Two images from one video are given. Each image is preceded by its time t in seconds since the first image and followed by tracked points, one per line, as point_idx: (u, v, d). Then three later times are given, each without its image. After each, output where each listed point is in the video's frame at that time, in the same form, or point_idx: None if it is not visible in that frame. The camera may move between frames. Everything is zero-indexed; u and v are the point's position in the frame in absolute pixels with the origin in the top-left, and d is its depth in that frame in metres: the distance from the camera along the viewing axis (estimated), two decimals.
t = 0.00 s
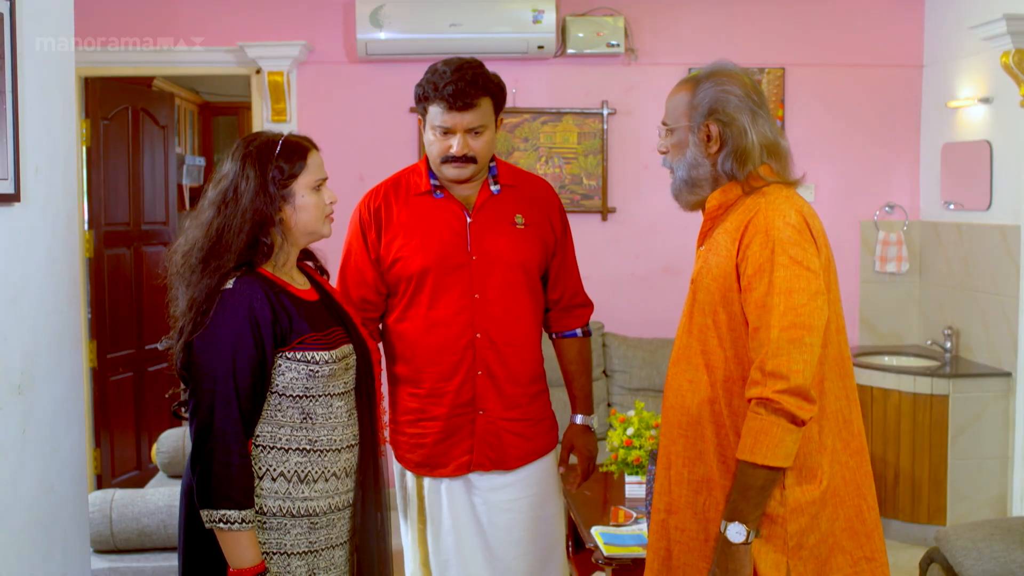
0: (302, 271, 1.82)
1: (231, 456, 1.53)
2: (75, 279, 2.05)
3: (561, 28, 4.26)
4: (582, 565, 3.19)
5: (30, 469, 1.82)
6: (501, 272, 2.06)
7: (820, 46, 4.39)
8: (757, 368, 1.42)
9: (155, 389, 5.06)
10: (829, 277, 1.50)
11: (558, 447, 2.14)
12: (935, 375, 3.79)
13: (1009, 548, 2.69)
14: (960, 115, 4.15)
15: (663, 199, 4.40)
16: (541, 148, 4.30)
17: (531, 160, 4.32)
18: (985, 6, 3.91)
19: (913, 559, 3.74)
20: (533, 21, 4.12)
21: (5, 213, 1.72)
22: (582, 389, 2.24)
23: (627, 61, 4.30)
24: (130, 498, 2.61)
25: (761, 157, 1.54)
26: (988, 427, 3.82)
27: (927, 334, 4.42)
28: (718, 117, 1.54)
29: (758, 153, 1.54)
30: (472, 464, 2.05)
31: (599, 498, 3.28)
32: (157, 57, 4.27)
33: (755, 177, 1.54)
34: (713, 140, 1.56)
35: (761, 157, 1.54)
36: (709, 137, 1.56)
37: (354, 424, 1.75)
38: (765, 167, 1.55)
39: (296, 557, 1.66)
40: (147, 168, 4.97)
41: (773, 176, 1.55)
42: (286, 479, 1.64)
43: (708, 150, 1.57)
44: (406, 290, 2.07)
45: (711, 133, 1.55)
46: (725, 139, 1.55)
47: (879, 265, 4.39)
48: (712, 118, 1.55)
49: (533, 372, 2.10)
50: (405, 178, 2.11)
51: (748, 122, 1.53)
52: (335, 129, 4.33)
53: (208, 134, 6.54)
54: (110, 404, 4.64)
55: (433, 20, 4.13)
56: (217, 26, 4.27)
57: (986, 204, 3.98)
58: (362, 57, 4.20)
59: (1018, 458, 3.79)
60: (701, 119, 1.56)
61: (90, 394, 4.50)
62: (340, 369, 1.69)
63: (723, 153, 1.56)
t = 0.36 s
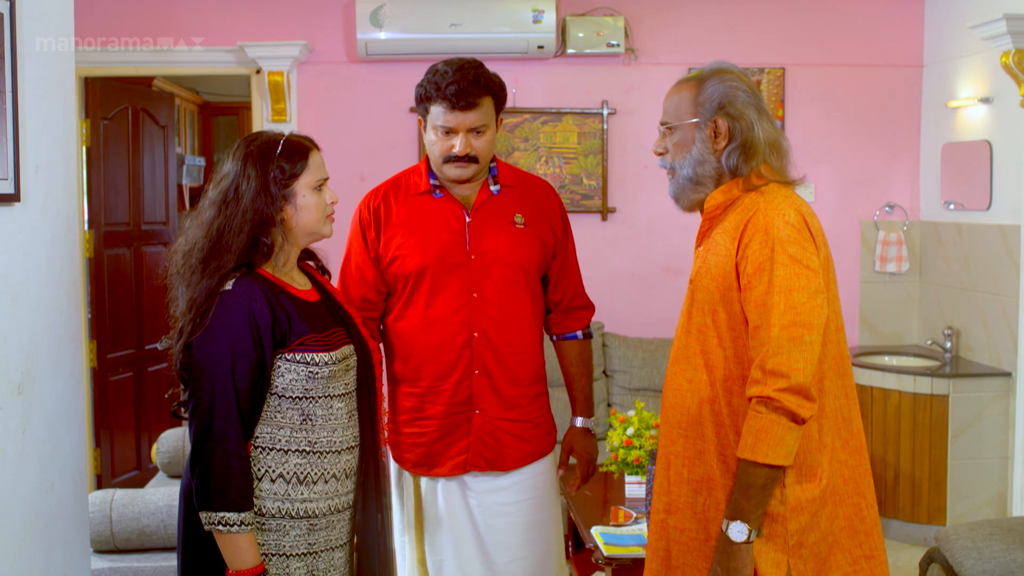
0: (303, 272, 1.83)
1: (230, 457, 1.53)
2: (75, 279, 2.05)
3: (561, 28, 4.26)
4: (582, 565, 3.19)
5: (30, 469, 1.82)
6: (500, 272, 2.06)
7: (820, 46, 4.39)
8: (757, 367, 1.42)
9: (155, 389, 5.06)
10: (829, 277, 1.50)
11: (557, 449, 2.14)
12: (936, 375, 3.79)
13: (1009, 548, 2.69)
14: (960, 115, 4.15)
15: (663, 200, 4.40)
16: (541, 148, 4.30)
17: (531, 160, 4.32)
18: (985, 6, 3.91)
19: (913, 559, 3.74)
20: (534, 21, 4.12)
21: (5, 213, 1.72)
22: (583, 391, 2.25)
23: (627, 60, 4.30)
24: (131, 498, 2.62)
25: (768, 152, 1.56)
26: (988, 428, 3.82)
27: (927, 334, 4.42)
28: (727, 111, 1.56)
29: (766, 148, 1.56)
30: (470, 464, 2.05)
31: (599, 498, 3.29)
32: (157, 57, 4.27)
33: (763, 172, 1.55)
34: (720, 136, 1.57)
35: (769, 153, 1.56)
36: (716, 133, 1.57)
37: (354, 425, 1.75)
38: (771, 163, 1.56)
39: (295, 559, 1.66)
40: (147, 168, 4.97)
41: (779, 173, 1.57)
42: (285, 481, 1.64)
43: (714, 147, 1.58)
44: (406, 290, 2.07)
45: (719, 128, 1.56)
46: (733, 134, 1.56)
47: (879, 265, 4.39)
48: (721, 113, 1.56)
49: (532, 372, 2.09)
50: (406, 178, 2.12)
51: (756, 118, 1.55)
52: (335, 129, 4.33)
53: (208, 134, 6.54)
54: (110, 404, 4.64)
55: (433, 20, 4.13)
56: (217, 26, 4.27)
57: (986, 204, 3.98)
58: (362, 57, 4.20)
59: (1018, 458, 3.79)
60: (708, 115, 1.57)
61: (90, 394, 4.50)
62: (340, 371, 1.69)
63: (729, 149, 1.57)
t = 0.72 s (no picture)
0: (304, 273, 1.83)
1: (229, 461, 1.53)
2: (75, 279, 2.05)
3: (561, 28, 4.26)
4: (582, 565, 3.19)
5: (30, 469, 1.82)
6: (500, 272, 2.06)
7: (820, 46, 4.38)
8: (757, 366, 1.42)
9: (155, 389, 5.06)
10: (828, 276, 1.50)
11: (558, 451, 2.13)
12: (936, 375, 3.79)
13: (1009, 548, 2.69)
14: (960, 115, 4.14)
15: (663, 200, 4.40)
16: (541, 148, 4.30)
17: (531, 160, 4.32)
18: (985, 6, 3.91)
19: (913, 559, 3.74)
20: (534, 21, 4.12)
21: (5, 214, 1.72)
22: (590, 391, 2.24)
23: (627, 60, 4.30)
24: (131, 498, 2.63)
25: (770, 150, 1.57)
26: (987, 428, 3.82)
27: (927, 334, 4.42)
28: (730, 110, 1.56)
29: (768, 145, 1.57)
30: (469, 464, 2.05)
31: (599, 498, 3.29)
32: (157, 57, 4.27)
33: (767, 169, 1.55)
34: (724, 134, 1.57)
35: (772, 150, 1.57)
36: (719, 132, 1.57)
37: (354, 429, 1.75)
38: (773, 161, 1.57)
39: (294, 563, 1.66)
40: (147, 168, 4.97)
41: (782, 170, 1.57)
42: (284, 484, 1.64)
43: (717, 145, 1.58)
44: (407, 289, 2.08)
45: (722, 127, 1.56)
46: (736, 132, 1.56)
47: (879, 265, 4.39)
48: (724, 111, 1.56)
49: (535, 371, 2.09)
50: (410, 177, 2.12)
51: (758, 115, 1.56)
52: (335, 128, 4.33)
53: (208, 134, 6.54)
54: (110, 404, 4.64)
55: (433, 20, 4.13)
56: (217, 26, 4.27)
57: (986, 204, 3.98)
58: (362, 57, 4.20)
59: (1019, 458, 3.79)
60: (711, 113, 1.57)
61: (90, 394, 4.50)
62: (340, 374, 1.69)
63: (731, 147, 1.57)
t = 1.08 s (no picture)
0: (304, 273, 1.82)
1: (232, 462, 1.53)
2: (75, 279, 2.05)
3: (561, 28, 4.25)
4: (582, 565, 3.18)
5: (30, 469, 1.82)
6: (502, 271, 2.06)
7: (820, 46, 4.38)
8: (760, 365, 1.42)
9: (155, 389, 5.06)
10: (830, 275, 1.50)
11: (561, 451, 2.14)
12: (936, 375, 3.79)
13: (1009, 548, 2.69)
14: (960, 115, 4.14)
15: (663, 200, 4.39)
16: (541, 148, 4.29)
17: (531, 160, 4.32)
18: (985, 6, 3.91)
19: (913, 559, 3.74)
20: (534, 21, 4.12)
21: (5, 214, 1.72)
22: (593, 389, 2.24)
23: (627, 60, 4.30)
24: (131, 498, 2.63)
25: (771, 150, 1.58)
26: (987, 428, 3.82)
27: (927, 334, 4.42)
28: (732, 110, 1.56)
29: (770, 146, 1.58)
30: (470, 462, 2.05)
31: (599, 498, 3.29)
32: (157, 57, 4.27)
33: (770, 170, 1.56)
34: (726, 134, 1.57)
35: (773, 150, 1.58)
36: (720, 133, 1.57)
37: (356, 430, 1.75)
38: (774, 160, 1.58)
39: (295, 565, 1.66)
40: (147, 167, 4.96)
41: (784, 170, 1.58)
42: (285, 486, 1.64)
43: (719, 145, 1.58)
44: (410, 289, 2.08)
45: (724, 128, 1.56)
46: (738, 132, 1.56)
47: (879, 265, 4.39)
48: (726, 111, 1.56)
49: (539, 370, 2.10)
50: (413, 176, 2.12)
51: (759, 115, 1.56)
52: (335, 128, 4.33)
53: (208, 134, 6.54)
54: (110, 404, 4.64)
55: (433, 20, 4.12)
56: (217, 26, 4.27)
57: (986, 204, 3.97)
58: (362, 57, 4.20)
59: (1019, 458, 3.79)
60: (713, 113, 1.57)
61: (90, 394, 4.50)
62: (343, 374, 1.69)
63: (733, 147, 1.57)
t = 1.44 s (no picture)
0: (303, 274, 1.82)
1: (241, 463, 1.53)
2: (75, 279, 2.05)
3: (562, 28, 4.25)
4: (582, 565, 3.15)
5: (30, 469, 1.81)
6: (504, 271, 2.06)
7: (820, 46, 4.38)
8: (762, 365, 1.42)
9: (155, 389, 5.06)
10: (832, 275, 1.50)
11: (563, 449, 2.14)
12: (936, 375, 3.79)
13: (1009, 548, 2.69)
14: (960, 115, 4.14)
15: (663, 200, 4.39)
16: (541, 148, 4.29)
17: (531, 160, 4.31)
18: (985, 6, 3.91)
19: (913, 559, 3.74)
20: (534, 21, 4.12)
21: (5, 214, 1.72)
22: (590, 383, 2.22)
23: (627, 60, 4.30)
24: (131, 498, 2.63)
25: (772, 148, 1.58)
26: (987, 428, 3.82)
27: (927, 334, 4.42)
28: (731, 110, 1.56)
29: (770, 144, 1.57)
30: (472, 462, 2.05)
31: (599, 498, 3.29)
32: (157, 57, 4.27)
33: (773, 170, 1.56)
34: (727, 134, 1.56)
35: (774, 149, 1.58)
36: (720, 136, 1.57)
37: (360, 430, 1.75)
38: (775, 158, 1.57)
39: (302, 566, 1.66)
40: (147, 167, 4.96)
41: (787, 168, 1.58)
42: (292, 487, 1.64)
43: (720, 147, 1.57)
44: (414, 289, 2.08)
45: (724, 131, 1.56)
46: (739, 132, 1.56)
47: (879, 265, 4.39)
48: (725, 112, 1.56)
49: (542, 368, 2.10)
50: (415, 176, 2.11)
51: (758, 113, 1.56)
52: (335, 128, 4.33)
53: (208, 134, 6.54)
54: (110, 404, 4.64)
55: (433, 20, 4.12)
56: (217, 26, 4.27)
57: (986, 204, 3.97)
58: (362, 57, 4.20)
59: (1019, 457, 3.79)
60: (712, 115, 1.57)
61: (90, 394, 4.49)
62: (347, 373, 1.70)
63: (734, 147, 1.57)
